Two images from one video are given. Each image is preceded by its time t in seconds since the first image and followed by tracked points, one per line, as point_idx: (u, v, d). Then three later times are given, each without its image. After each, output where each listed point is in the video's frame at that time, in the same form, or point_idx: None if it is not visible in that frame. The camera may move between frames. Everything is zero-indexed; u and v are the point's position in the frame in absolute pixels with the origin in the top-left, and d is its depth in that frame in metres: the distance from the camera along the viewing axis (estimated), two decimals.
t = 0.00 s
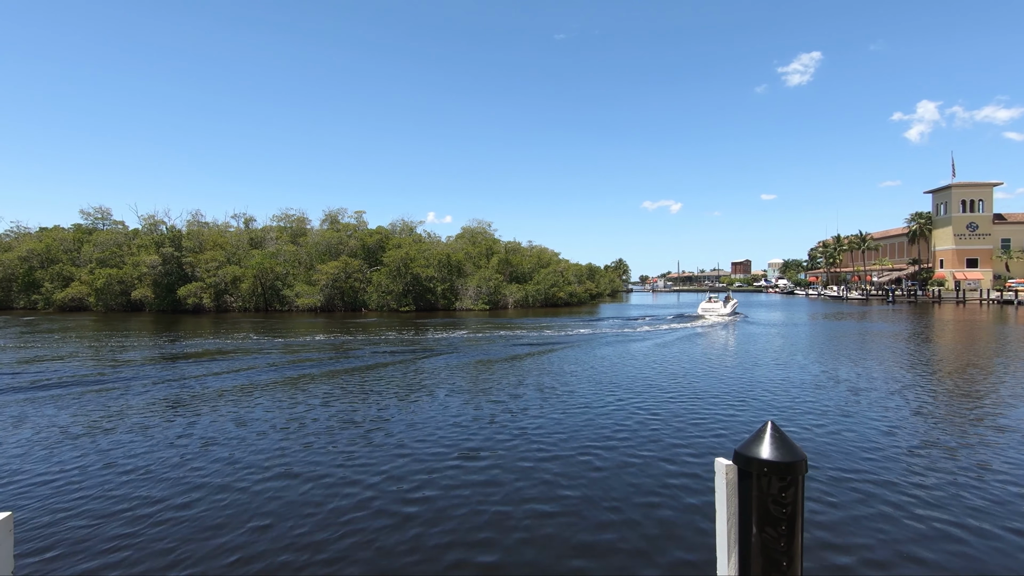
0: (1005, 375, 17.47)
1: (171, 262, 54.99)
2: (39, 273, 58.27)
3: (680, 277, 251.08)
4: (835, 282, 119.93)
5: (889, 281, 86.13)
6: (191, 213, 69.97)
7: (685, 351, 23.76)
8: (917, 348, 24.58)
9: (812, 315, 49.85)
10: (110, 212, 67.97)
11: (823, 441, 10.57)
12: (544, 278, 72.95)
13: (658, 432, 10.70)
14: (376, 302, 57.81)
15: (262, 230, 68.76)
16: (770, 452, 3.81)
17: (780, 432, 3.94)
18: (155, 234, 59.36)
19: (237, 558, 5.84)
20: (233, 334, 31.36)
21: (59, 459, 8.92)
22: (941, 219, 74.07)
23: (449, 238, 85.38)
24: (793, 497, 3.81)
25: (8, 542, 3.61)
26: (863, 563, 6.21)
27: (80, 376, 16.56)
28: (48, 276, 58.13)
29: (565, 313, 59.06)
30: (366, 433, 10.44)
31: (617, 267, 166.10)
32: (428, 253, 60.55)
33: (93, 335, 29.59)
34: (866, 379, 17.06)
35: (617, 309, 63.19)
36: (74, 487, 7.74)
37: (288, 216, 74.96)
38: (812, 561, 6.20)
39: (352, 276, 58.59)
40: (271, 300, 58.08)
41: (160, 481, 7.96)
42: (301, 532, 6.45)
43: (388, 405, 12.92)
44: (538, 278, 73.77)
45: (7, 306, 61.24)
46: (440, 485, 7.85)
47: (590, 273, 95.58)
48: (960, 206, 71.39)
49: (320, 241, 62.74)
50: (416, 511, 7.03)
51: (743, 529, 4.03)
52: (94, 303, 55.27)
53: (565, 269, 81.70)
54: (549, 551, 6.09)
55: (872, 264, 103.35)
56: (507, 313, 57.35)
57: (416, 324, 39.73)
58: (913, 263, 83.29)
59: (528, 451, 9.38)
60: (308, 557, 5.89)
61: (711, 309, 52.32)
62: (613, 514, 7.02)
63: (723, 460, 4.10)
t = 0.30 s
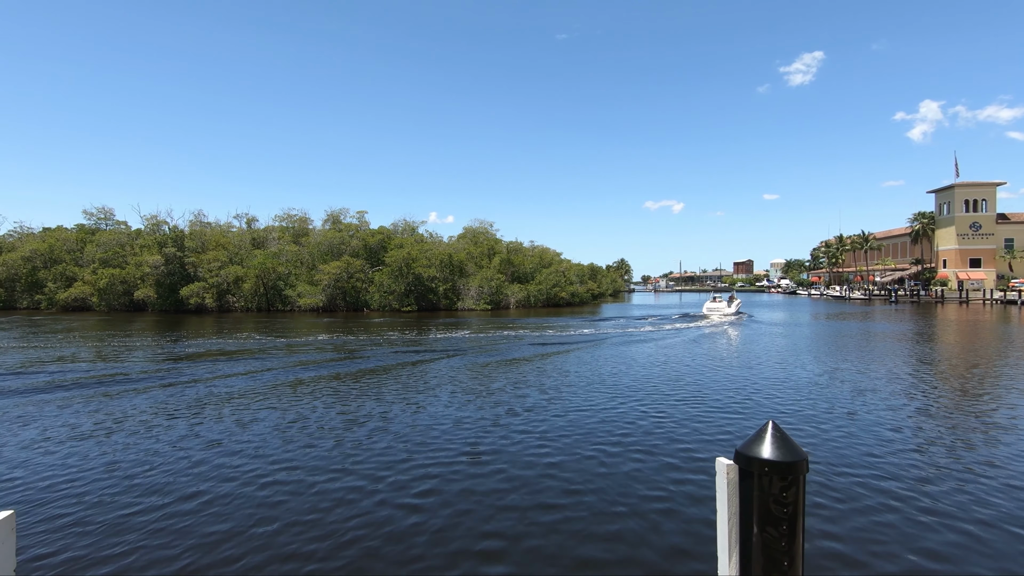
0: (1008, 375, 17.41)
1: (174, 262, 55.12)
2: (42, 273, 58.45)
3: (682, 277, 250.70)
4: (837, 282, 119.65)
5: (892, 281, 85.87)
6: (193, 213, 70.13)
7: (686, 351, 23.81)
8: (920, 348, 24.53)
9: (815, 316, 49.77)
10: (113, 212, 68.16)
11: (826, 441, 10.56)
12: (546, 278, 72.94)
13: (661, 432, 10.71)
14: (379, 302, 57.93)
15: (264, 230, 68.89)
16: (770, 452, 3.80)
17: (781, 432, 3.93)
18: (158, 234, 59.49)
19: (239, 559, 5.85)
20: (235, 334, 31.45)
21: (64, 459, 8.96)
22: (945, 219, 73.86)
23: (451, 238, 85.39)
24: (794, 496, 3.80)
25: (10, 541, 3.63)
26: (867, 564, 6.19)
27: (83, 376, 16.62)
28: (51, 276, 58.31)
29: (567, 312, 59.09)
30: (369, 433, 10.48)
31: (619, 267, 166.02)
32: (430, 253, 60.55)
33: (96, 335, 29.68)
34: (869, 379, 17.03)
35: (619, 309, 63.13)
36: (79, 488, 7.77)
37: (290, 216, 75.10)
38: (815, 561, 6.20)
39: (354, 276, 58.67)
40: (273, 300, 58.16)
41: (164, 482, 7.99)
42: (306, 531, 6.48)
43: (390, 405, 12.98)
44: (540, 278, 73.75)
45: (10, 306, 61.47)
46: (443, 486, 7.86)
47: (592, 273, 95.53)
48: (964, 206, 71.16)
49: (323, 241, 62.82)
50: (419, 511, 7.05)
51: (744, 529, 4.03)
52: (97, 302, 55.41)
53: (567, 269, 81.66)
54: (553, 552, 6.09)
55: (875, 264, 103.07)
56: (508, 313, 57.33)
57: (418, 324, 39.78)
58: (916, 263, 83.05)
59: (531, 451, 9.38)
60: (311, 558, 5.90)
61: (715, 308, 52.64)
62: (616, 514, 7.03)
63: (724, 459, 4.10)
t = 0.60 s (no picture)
0: (1012, 376, 17.35)
1: (176, 262, 55.22)
2: (45, 273, 58.60)
3: (683, 276, 250.38)
4: (839, 282, 119.38)
5: (894, 281, 85.68)
6: (195, 213, 70.29)
7: (688, 351, 23.85)
8: (923, 348, 24.47)
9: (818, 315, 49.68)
10: (116, 212, 68.34)
11: (829, 441, 10.55)
12: (547, 277, 72.92)
13: (663, 432, 10.69)
14: (380, 302, 58.07)
15: (266, 230, 69.01)
16: (773, 452, 3.79)
17: (784, 432, 3.91)
18: (160, 234, 59.58)
19: (241, 560, 5.85)
20: (237, 334, 31.51)
21: (68, 460, 8.99)
22: (947, 219, 73.66)
23: (453, 238, 85.39)
24: (796, 496, 3.79)
25: (12, 539, 3.64)
26: (871, 564, 6.17)
27: (86, 376, 16.71)
28: (54, 276, 58.47)
29: (568, 313, 59.07)
30: (371, 433, 10.50)
31: (621, 267, 165.95)
32: (432, 252, 60.53)
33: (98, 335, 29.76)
34: (872, 379, 17.00)
35: (621, 309, 63.07)
36: (82, 489, 7.78)
37: (292, 216, 75.19)
38: (819, 562, 6.18)
39: (356, 276, 58.72)
40: (275, 300, 58.23)
41: (167, 483, 8.01)
42: (309, 533, 6.48)
43: (392, 405, 13.02)
44: (541, 278, 73.73)
45: (13, 306, 61.64)
46: (446, 486, 7.86)
47: (594, 273, 95.49)
48: (967, 205, 70.94)
49: (324, 241, 62.89)
50: (421, 512, 7.06)
51: (747, 529, 4.01)
52: (100, 302, 55.53)
53: (568, 270, 81.59)
54: (556, 553, 6.08)
55: (877, 264, 102.86)
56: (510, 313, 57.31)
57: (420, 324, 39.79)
58: (918, 263, 82.83)
59: (534, 452, 9.37)
60: (314, 558, 5.91)
61: (720, 305, 52.76)
62: (619, 514, 7.00)
63: (727, 460, 4.09)
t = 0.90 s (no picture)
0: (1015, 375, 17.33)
1: (179, 262, 55.33)
2: (48, 273, 58.81)
3: (685, 276, 250.04)
4: (842, 282, 119.21)
5: (897, 281, 85.46)
6: (198, 213, 70.48)
7: (689, 351, 23.94)
8: (926, 348, 24.44)
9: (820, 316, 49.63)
10: (118, 212, 68.59)
11: (833, 441, 10.53)
12: (549, 278, 72.92)
13: (666, 433, 10.69)
14: (382, 302, 58.15)
15: (269, 230, 69.15)
16: (776, 453, 3.78)
17: (786, 432, 3.91)
18: (162, 234, 59.71)
19: (245, 562, 5.86)
20: (240, 334, 31.60)
21: (72, 461, 9.03)
22: (950, 219, 73.51)
23: (455, 238, 85.48)
24: (798, 496, 3.78)
25: (16, 540, 3.65)
26: (875, 566, 6.14)
27: (90, 376, 16.83)
28: (57, 276, 58.69)
29: (570, 313, 59.05)
30: (373, 433, 10.53)
31: (623, 267, 165.61)
32: (434, 253, 60.58)
33: (101, 336, 29.89)
34: (874, 380, 16.98)
35: (623, 309, 63.00)
36: (86, 491, 7.81)
37: (295, 216, 75.36)
38: (822, 563, 6.15)
39: (358, 276, 58.76)
40: (277, 300, 58.33)
41: (171, 484, 8.03)
42: (312, 535, 6.50)
43: (394, 405, 13.10)
44: (543, 278, 73.70)
45: (16, 306, 61.86)
46: (449, 488, 7.88)
47: (596, 273, 95.47)
48: (970, 205, 70.78)
49: (327, 241, 62.95)
50: (424, 514, 7.06)
51: (749, 530, 4.00)
52: (103, 302, 55.72)
53: (570, 270, 81.56)
54: (560, 554, 6.07)
55: (880, 264, 102.63)
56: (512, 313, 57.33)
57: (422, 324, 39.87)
58: (921, 263, 82.64)
59: (537, 453, 9.38)
60: (318, 559, 5.95)
61: (724, 305, 52.58)
62: (622, 515, 7.01)
63: (730, 460, 4.10)
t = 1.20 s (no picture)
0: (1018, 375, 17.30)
1: (181, 262, 55.38)
2: (51, 273, 58.93)
3: (687, 276, 249.84)
4: (844, 282, 119.00)
5: (899, 281, 85.28)
6: (200, 213, 70.59)
7: (691, 351, 24.00)
8: (928, 348, 24.40)
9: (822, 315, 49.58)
10: (121, 212, 68.80)
11: (837, 441, 10.49)
12: (551, 277, 72.88)
13: (669, 433, 10.65)
14: (384, 301, 58.20)
15: (271, 230, 69.21)
16: (779, 452, 3.76)
17: (790, 432, 3.88)
18: (165, 234, 59.79)
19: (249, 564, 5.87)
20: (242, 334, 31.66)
21: (76, 462, 9.05)
22: (953, 219, 73.35)
23: (457, 238, 85.56)
24: (802, 497, 3.76)
25: (18, 541, 3.64)
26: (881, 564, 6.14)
27: (93, 376, 16.88)
28: (60, 276, 58.83)
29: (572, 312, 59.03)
30: (376, 434, 10.53)
31: (625, 267, 165.38)
32: (436, 253, 60.57)
33: (104, 335, 29.99)
34: (877, 380, 16.96)
35: (625, 309, 62.93)
36: (88, 493, 7.79)
37: (297, 216, 75.48)
38: (827, 563, 6.13)
39: (360, 276, 58.69)
40: (279, 300, 58.35)
41: (174, 486, 8.01)
42: (317, 538, 6.48)
43: (394, 405, 13.13)
44: (545, 278, 73.66)
45: (19, 306, 62.01)
46: (454, 490, 7.85)
47: (598, 272, 95.39)
48: (972, 205, 70.65)
49: (329, 241, 62.96)
50: (428, 514, 7.06)
51: (753, 531, 3.98)
52: (105, 302, 55.83)
53: (572, 269, 81.49)
54: (565, 556, 6.06)
55: (883, 264, 102.43)
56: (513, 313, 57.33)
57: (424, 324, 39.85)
58: (924, 263, 82.46)
59: (540, 454, 9.33)
60: (322, 561, 5.96)
61: (728, 304, 52.77)
62: (627, 517, 7.00)
63: (733, 460, 4.09)
